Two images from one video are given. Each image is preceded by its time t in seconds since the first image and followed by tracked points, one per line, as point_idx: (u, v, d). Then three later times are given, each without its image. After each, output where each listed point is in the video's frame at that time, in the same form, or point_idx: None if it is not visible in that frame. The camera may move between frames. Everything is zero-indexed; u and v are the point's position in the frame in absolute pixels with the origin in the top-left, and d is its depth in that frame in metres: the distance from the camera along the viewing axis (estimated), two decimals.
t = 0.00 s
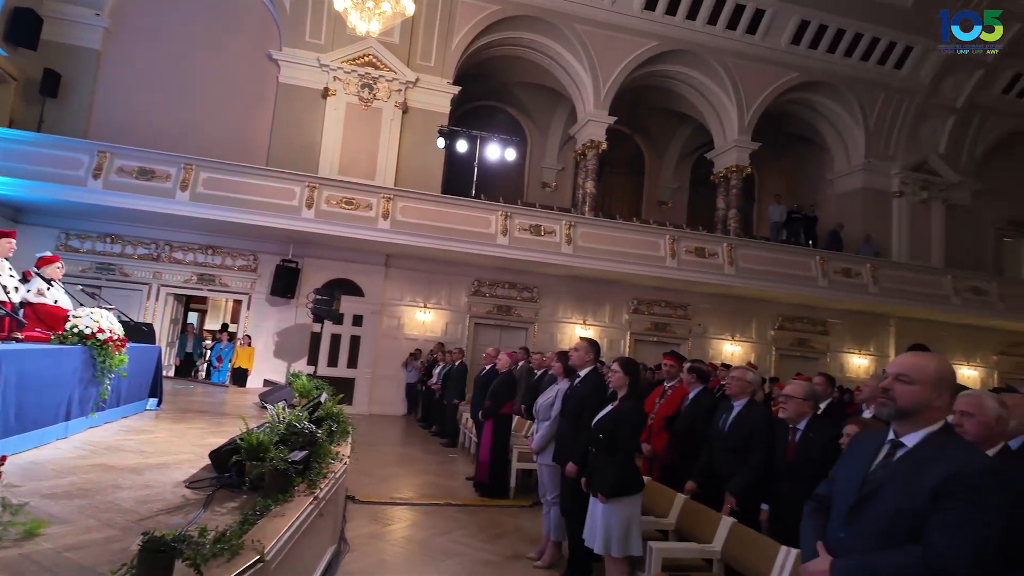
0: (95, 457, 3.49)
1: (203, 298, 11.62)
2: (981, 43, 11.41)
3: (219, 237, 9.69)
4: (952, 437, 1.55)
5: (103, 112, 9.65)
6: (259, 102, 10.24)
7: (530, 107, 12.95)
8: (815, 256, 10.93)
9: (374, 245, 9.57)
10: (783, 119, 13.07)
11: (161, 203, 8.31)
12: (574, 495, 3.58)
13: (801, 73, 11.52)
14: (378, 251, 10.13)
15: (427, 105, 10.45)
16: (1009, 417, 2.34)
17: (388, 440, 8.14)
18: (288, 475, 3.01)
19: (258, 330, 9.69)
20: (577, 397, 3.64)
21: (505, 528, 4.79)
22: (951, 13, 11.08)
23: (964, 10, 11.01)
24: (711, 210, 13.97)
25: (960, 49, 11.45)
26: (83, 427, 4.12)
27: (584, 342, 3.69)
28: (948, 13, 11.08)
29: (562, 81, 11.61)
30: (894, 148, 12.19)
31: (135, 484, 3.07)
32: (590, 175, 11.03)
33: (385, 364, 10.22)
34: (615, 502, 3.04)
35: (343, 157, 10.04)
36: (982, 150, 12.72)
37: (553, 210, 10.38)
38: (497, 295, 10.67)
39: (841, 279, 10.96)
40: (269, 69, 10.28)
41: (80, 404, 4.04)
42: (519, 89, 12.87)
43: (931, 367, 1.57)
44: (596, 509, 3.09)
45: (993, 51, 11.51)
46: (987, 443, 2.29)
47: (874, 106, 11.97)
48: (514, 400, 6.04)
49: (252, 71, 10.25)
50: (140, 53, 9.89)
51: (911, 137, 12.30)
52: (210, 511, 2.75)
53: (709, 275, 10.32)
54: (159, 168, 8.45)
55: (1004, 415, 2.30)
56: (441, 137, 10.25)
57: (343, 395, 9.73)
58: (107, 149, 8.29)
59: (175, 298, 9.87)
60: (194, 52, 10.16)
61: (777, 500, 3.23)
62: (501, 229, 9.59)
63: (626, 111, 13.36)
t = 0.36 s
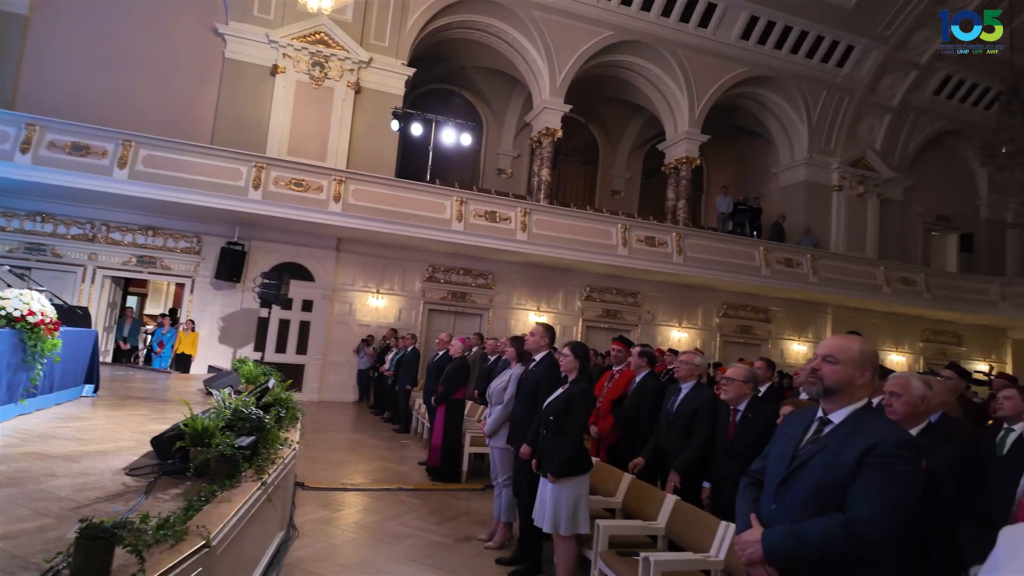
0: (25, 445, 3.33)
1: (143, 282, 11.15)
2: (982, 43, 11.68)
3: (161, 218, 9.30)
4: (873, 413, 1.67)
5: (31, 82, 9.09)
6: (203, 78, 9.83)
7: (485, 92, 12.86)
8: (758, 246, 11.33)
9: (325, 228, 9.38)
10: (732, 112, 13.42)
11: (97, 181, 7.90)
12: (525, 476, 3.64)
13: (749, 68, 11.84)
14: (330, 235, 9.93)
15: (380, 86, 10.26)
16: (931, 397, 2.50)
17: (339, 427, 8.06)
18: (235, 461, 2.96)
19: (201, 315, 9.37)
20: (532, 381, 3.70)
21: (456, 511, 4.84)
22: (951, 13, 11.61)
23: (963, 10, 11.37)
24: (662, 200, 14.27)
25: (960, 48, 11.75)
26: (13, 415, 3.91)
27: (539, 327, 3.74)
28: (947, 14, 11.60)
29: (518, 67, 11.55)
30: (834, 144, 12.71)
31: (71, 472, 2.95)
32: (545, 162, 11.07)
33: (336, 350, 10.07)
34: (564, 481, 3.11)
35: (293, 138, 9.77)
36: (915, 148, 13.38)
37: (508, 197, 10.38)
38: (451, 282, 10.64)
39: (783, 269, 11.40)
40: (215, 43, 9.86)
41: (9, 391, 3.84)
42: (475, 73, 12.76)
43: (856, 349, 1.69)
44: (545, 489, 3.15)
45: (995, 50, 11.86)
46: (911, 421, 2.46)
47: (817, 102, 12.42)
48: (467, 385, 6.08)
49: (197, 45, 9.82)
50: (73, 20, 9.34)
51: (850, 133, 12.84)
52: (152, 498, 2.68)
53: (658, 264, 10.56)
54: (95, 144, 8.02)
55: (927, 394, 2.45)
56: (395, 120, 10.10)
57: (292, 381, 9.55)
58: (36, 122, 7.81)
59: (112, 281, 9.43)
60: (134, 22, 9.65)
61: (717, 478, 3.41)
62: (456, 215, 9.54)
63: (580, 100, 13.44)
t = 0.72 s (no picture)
0: None
1: (79, 261, 10.61)
2: (983, 43, 12.84)
3: (98, 194, 8.84)
4: (810, 389, 1.75)
5: None
6: (144, 47, 9.34)
7: (442, 72, 12.68)
8: (708, 233, 11.62)
9: (275, 207, 9.11)
10: (686, 101, 13.64)
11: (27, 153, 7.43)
12: (479, 456, 3.66)
13: (703, 57, 12.04)
14: (280, 215, 9.66)
15: (333, 62, 10.00)
16: (867, 376, 2.64)
17: (290, 411, 7.91)
18: (179, 445, 2.87)
19: (143, 297, 9.00)
20: (488, 363, 3.72)
21: (408, 493, 4.84)
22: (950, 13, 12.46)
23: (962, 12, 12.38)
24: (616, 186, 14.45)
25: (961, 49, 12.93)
26: None
27: (495, 308, 3.75)
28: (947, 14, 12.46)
29: (476, 48, 11.37)
30: (782, 135, 13.11)
31: None
32: (502, 145, 11.04)
33: (286, 333, 9.85)
34: (518, 460, 3.15)
35: (241, 113, 9.41)
36: (856, 141, 13.92)
37: (464, 179, 10.31)
38: (406, 264, 10.53)
39: (731, 256, 11.75)
40: (157, 10, 9.36)
41: None
42: (431, 52, 12.55)
43: (795, 327, 1.76)
44: (499, 468, 3.18)
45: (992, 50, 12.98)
46: (848, 398, 2.59)
47: (767, 93, 12.75)
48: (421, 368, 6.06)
49: (136, 12, 9.30)
50: None
51: (796, 125, 13.26)
52: (90, 483, 2.58)
53: (612, 249, 10.71)
54: (24, 113, 7.53)
55: (863, 372, 2.59)
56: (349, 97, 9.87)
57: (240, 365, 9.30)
58: None
59: (45, 260, 8.93)
60: None
61: (665, 454, 3.52)
62: (411, 196, 9.42)
63: (538, 84, 13.40)
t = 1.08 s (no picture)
0: None
1: (11, 243, 10.02)
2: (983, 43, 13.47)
3: (32, 172, 8.34)
4: (759, 371, 1.83)
5: None
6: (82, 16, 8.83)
7: (400, 54, 12.46)
8: (663, 222, 11.86)
9: (226, 189, 8.81)
10: (643, 91, 13.80)
11: None
12: (438, 442, 3.67)
13: (660, 48, 12.20)
14: (229, 197, 9.34)
15: (287, 40, 9.70)
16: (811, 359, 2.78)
17: (241, 398, 7.73)
18: (128, 433, 2.78)
19: (83, 280, 8.59)
20: (448, 349, 3.73)
21: (365, 479, 4.82)
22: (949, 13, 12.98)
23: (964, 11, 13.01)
24: (574, 174, 14.56)
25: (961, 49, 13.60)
26: None
27: (456, 294, 3.75)
28: (947, 14, 12.99)
29: (433, 30, 11.13)
30: (734, 127, 13.45)
31: None
32: (461, 130, 10.97)
33: (237, 319, 9.59)
34: (477, 444, 3.18)
35: (189, 90, 9.04)
36: (804, 135, 14.39)
37: (423, 164, 10.19)
38: (363, 250, 10.37)
39: (684, 245, 12.03)
40: None
41: None
42: (389, 33, 12.29)
43: (746, 311, 1.84)
44: (458, 452, 3.20)
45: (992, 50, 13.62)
46: (794, 380, 2.71)
47: (720, 86, 13.03)
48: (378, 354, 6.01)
49: None
50: None
51: (748, 118, 13.62)
52: (31, 473, 2.47)
53: (570, 237, 10.81)
54: None
55: (809, 356, 2.72)
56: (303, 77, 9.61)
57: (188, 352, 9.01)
58: None
59: None
60: None
61: (620, 435, 3.64)
62: (368, 180, 9.26)
63: (497, 69, 13.33)
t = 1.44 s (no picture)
0: None
1: None
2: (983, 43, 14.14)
3: None
4: (714, 356, 1.90)
5: None
6: None
7: (356, 35, 12.18)
8: (619, 211, 12.03)
9: (173, 171, 8.48)
10: (601, 80, 13.89)
11: None
12: (400, 428, 3.68)
13: (618, 38, 12.29)
14: (177, 179, 8.98)
15: (237, 17, 9.37)
16: (762, 344, 2.90)
17: (191, 387, 7.51)
18: (75, 423, 2.67)
19: (18, 265, 8.14)
20: (410, 336, 3.72)
21: (323, 467, 4.78)
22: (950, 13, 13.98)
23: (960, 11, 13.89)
24: (532, 162, 14.60)
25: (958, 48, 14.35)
26: None
27: (418, 282, 3.73)
28: (948, 14, 14.00)
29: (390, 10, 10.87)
30: (688, 118, 13.73)
31: None
32: (419, 115, 10.85)
33: (186, 306, 9.28)
34: (439, 430, 3.20)
35: (132, 66, 8.64)
36: (755, 127, 14.81)
37: (380, 148, 10.04)
38: (318, 235, 10.17)
39: (640, 234, 12.26)
40: None
41: None
42: (344, 12, 11.97)
43: (703, 298, 1.91)
44: (421, 439, 3.22)
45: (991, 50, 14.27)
46: (746, 363, 2.83)
47: (676, 77, 13.24)
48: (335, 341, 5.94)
49: None
50: None
51: (702, 110, 13.91)
52: None
53: (529, 224, 10.87)
54: None
55: (759, 341, 2.84)
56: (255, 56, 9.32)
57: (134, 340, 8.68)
58: None
59: None
60: None
61: (580, 419, 3.73)
62: (324, 163, 9.06)
63: (456, 54, 13.20)
